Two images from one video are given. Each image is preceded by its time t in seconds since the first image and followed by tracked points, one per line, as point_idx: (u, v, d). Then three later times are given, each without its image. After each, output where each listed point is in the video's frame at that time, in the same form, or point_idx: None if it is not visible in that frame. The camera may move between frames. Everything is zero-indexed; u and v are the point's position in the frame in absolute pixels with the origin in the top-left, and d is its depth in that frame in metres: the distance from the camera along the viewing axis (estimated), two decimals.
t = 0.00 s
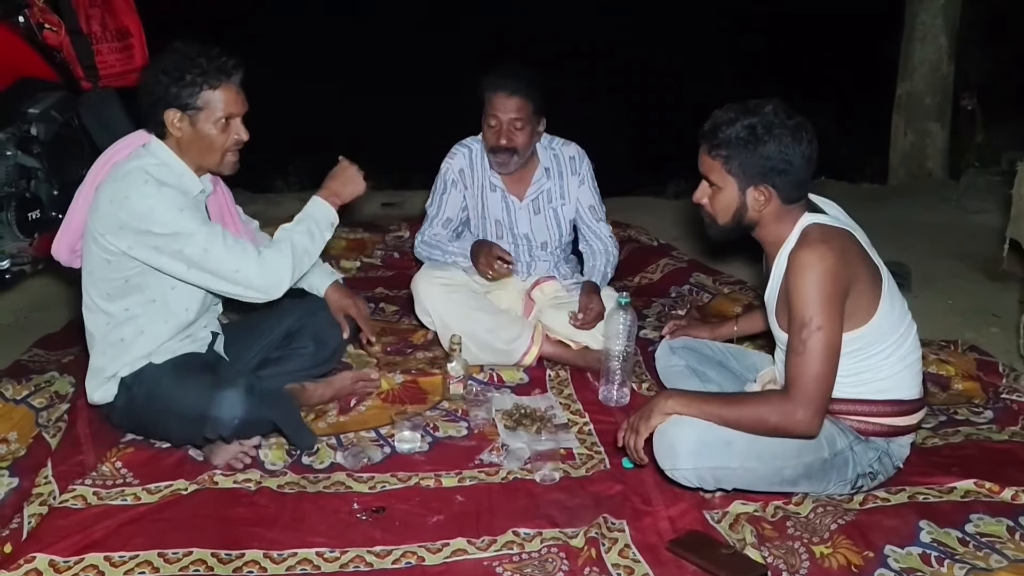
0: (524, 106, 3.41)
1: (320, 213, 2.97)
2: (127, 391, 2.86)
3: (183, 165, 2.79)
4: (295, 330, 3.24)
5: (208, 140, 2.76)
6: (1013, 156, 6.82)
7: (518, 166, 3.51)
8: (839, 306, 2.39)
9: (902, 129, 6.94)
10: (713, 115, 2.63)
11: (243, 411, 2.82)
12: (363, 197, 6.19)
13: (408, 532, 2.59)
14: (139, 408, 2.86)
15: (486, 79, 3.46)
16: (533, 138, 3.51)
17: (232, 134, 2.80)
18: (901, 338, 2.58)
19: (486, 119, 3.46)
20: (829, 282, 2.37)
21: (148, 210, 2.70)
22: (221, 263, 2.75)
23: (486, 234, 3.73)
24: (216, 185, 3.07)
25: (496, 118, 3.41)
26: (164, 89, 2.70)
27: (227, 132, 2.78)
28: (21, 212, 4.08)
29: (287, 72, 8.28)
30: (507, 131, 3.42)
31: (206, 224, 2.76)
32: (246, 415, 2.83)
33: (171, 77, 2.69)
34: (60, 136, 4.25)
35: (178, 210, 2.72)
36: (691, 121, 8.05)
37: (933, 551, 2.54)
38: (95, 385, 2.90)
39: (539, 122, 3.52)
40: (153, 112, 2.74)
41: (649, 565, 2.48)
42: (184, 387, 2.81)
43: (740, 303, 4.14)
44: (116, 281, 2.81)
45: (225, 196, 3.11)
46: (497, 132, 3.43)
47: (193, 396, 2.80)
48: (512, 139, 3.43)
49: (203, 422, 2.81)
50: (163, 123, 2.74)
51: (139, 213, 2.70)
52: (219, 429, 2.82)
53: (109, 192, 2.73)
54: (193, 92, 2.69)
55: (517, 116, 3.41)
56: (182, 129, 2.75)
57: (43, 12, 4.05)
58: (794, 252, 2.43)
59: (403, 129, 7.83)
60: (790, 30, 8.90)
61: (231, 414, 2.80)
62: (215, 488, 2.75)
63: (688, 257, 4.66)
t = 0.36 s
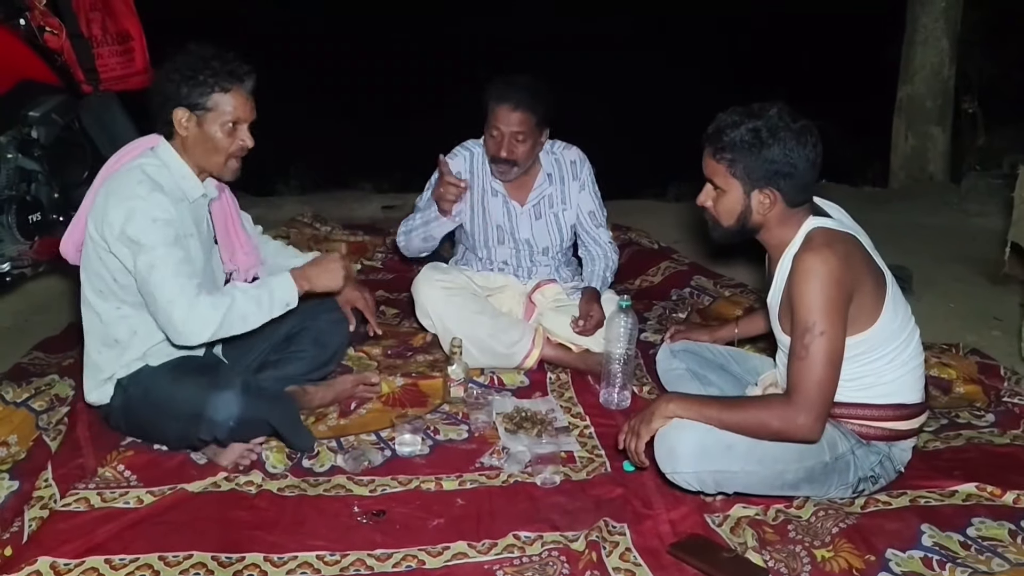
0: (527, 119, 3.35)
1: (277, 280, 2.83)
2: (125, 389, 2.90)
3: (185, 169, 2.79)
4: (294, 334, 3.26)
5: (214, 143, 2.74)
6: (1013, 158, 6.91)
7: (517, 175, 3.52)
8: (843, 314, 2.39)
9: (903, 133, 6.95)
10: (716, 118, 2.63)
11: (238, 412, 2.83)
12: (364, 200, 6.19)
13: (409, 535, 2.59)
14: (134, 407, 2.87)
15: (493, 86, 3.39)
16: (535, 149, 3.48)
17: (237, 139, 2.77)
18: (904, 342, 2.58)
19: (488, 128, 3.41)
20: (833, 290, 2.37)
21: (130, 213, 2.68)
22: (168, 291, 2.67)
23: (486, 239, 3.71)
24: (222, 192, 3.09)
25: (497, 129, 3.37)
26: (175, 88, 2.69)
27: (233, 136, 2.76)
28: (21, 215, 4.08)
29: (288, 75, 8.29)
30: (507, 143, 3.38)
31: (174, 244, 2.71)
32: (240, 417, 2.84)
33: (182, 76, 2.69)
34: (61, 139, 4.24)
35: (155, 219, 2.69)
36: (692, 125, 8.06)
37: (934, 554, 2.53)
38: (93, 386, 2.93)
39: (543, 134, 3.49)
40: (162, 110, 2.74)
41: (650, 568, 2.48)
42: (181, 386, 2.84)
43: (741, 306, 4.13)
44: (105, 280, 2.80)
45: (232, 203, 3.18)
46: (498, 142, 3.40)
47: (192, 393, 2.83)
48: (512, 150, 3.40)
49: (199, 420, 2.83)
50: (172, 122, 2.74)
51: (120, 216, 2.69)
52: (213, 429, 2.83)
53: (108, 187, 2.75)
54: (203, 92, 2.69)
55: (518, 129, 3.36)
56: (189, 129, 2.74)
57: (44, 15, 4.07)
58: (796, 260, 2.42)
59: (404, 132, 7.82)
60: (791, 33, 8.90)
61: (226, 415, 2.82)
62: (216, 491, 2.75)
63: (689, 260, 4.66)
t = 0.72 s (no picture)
0: (523, 136, 3.30)
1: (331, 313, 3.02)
2: (122, 401, 2.86)
3: (192, 185, 2.77)
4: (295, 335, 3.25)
5: (242, 192, 2.76)
6: (1015, 158, 6.90)
7: (513, 186, 3.48)
8: (848, 314, 2.39)
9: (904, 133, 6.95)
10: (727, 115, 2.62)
11: (239, 432, 2.79)
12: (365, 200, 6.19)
13: (410, 534, 2.59)
14: (133, 418, 2.84)
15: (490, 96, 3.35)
16: (531, 162, 3.44)
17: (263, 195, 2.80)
18: (909, 343, 2.57)
19: (483, 142, 3.36)
20: (838, 289, 2.37)
21: (149, 225, 2.70)
22: (204, 298, 2.75)
23: (482, 238, 3.69)
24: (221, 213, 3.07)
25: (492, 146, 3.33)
26: (234, 137, 2.67)
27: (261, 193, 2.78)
28: (24, 215, 4.06)
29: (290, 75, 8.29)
30: (502, 158, 3.34)
31: (199, 253, 2.76)
32: (242, 436, 2.80)
33: (246, 130, 2.67)
34: (63, 138, 4.21)
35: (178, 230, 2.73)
36: (693, 125, 8.05)
37: (935, 554, 2.53)
38: (89, 395, 2.88)
39: (539, 147, 3.44)
40: (210, 145, 2.70)
41: (651, 567, 2.48)
42: (176, 400, 2.81)
43: (743, 305, 4.13)
44: (102, 286, 2.79)
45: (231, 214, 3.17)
46: (493, 156, 3.35)
47: (191, 409, 2.78)
48: (508, 165, 3.35)
49: (201, 440, 2.77)
50: (213, 161, 2.71)
51: (137, 228, 2.71)
52: (215, 448, 2.78)
53: (114, 199, 2.74)
54: (260, 155, 2.68)
55: (514, 146, 3.31)
56: (226, 176, 2.73)
57: (46, 15, 4.08)
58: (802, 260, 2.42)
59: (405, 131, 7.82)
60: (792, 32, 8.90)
61: (228, 435, 2.78)
62: (217, 489, 2.75)
63: (690, 260, 4.66)
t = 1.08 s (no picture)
0: (519, 151, 3.29)
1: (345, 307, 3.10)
2: (125, 405, 2.86)
3: (196, 191, 2.78)
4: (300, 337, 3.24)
5: (240, 188, 2.77)
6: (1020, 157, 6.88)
7: (508, 200, 3.48)
8: (859, 315, 2.39)
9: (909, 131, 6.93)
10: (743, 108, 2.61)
11: (242, 439, 2.79)
12: (369, 199, 6.19)
13: (413, 535, 2.59)
14: (135, 422, 2.84)
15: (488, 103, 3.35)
16: (528, 173, 3.42)
17: (261, 189, 2.81)
18: (920, 345, 2.57)
19: (479, 157, 3.35)
20: (851, 287, 2.37)
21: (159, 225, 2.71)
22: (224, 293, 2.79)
23: (479, 239, 3.69)
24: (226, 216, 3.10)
25: (490, 161, 3.31)
26: (223, 132, 2.69)
27: (259, 185, 2.79)
28: (27, 215, 4.07)
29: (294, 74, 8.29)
30: (501, 172, 3.32)
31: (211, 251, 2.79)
32: (245, 443, 2.80)
33: (232, 123, 2.69)
34: (67, 139, 4.23)
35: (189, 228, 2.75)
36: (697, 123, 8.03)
37: (940, 555, 2.52)
38: (91, 398, 2.87)
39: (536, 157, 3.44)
40: (200, 144, 2.72)
41: (654, 569, 2.48)
42: (181, 406, 2.80)
43: (747, 305, 4.13)
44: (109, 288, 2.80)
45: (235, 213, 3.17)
46: (490, 170, 3.34)
47: (194, 416, 2.79)
48: (506, 179, 3.34)
49: (204, 447, 2.78)
50: (206, 159, 2.73)
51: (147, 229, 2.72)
52: (218, 456, 2.79)
53: (120, 203, 2.74)
54: (248, 145, 2.70)
55: (512, 160, 3.30)
56: (219, 171, 2.75)
57: (50, 15, 4.11)
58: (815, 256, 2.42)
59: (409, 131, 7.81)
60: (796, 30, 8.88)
61: (230, 442, 2.78)
62: (220, 490, 2.75)
63: (694, 260, 4.65)
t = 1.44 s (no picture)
0: (522, 166, 3.27)
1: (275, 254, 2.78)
2: (126, 410, 2.87)
3: (164, 174, 2.79)
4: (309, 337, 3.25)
5: (202, 152, 2.74)
6: None
7: (511, 213, 3.50)
8: (888, 313, 2.38)
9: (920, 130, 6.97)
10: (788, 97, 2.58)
11: (247, 439, 2.78)
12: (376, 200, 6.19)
13: (420, 537, 2.58)
14: (139, 427, 2.85)
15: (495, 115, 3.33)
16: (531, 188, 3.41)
17: (224, 143, 2.77)
18: (947, 349, 2.56)
19: (482, 171, 3.33)
20: (882, 284, 2.36)
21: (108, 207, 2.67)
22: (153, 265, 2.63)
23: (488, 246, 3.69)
24: (213, 195, 3.05)
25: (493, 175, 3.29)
26: (153, 105, 2.68)
27: (219, 141, 2.75)
28: (36, 218, 4.16)
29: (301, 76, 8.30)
30: (503, 184, 3.30)
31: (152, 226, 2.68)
32: (250, 443, 2.79)
33: (158, 93, 2.67)
34: (75, 141, 4.25)
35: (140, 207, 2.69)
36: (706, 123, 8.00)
37: (952, 557, 2.50)
38: (93, 401, 2.89)
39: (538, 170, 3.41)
40: (144, 126, 2.73)
41: (663, 571, 2.46)
42: (187, 411, 2.80)
43: (756, 305, 4.12)
44: (92, 287, 2.80)
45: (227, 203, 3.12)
46: (493, 185, 3.32)
47: (199, 420, 2.78)
48: (509, 194, 3.33)
49: (209, 447, 2.77)
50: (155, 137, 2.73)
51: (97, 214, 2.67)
52: (223, 456, 2.78)
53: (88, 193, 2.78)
54: (183, 105, 2.67)
55: (515, 176, 3.29)
56: (173, 143, 2.74)
57: (58, 18, 4.14)
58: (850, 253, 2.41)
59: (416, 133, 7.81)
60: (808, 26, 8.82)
61: (235, 442, 2.76)
62: (228, 491, 2.75)
63: (703, 260, 4.63)
